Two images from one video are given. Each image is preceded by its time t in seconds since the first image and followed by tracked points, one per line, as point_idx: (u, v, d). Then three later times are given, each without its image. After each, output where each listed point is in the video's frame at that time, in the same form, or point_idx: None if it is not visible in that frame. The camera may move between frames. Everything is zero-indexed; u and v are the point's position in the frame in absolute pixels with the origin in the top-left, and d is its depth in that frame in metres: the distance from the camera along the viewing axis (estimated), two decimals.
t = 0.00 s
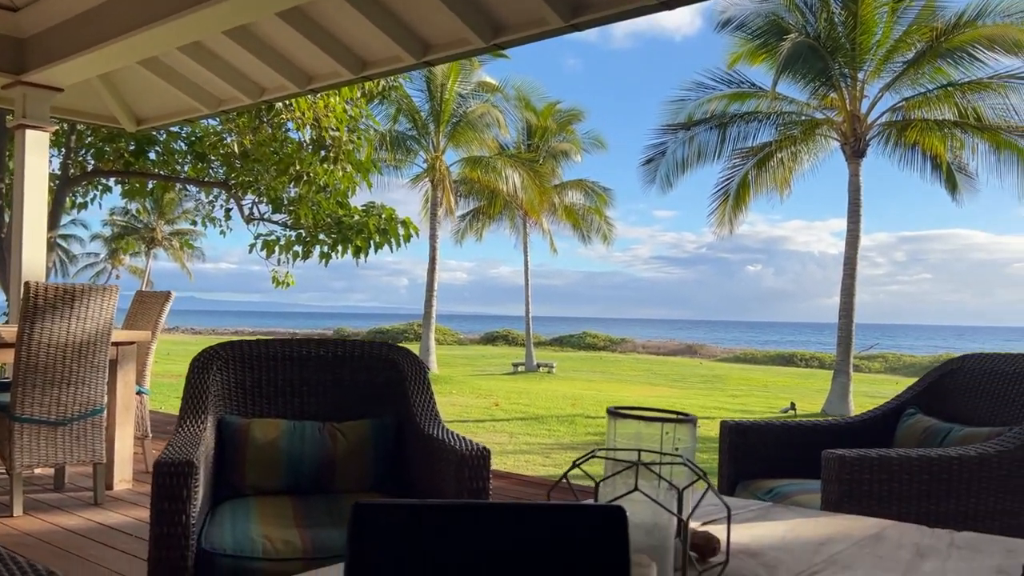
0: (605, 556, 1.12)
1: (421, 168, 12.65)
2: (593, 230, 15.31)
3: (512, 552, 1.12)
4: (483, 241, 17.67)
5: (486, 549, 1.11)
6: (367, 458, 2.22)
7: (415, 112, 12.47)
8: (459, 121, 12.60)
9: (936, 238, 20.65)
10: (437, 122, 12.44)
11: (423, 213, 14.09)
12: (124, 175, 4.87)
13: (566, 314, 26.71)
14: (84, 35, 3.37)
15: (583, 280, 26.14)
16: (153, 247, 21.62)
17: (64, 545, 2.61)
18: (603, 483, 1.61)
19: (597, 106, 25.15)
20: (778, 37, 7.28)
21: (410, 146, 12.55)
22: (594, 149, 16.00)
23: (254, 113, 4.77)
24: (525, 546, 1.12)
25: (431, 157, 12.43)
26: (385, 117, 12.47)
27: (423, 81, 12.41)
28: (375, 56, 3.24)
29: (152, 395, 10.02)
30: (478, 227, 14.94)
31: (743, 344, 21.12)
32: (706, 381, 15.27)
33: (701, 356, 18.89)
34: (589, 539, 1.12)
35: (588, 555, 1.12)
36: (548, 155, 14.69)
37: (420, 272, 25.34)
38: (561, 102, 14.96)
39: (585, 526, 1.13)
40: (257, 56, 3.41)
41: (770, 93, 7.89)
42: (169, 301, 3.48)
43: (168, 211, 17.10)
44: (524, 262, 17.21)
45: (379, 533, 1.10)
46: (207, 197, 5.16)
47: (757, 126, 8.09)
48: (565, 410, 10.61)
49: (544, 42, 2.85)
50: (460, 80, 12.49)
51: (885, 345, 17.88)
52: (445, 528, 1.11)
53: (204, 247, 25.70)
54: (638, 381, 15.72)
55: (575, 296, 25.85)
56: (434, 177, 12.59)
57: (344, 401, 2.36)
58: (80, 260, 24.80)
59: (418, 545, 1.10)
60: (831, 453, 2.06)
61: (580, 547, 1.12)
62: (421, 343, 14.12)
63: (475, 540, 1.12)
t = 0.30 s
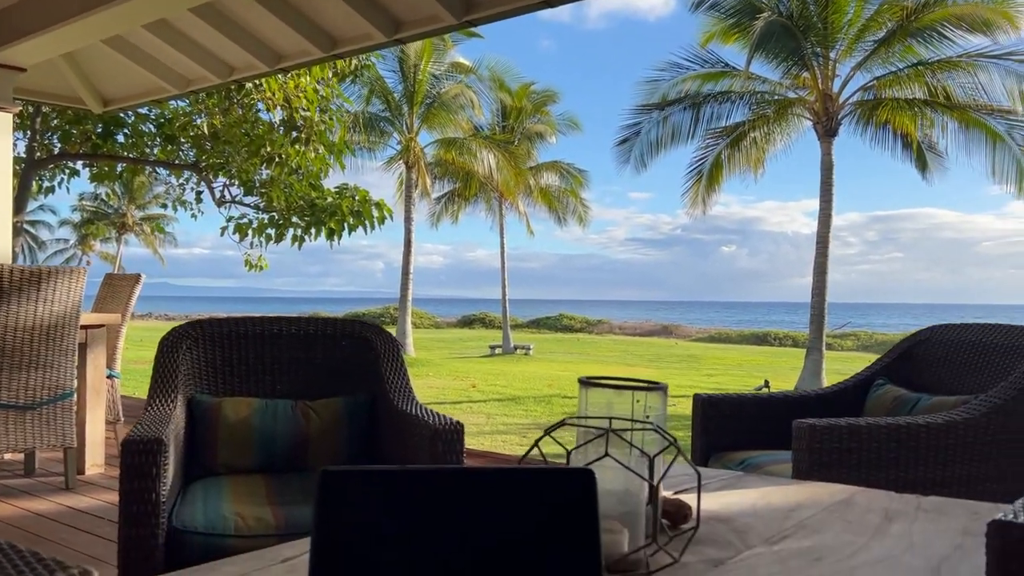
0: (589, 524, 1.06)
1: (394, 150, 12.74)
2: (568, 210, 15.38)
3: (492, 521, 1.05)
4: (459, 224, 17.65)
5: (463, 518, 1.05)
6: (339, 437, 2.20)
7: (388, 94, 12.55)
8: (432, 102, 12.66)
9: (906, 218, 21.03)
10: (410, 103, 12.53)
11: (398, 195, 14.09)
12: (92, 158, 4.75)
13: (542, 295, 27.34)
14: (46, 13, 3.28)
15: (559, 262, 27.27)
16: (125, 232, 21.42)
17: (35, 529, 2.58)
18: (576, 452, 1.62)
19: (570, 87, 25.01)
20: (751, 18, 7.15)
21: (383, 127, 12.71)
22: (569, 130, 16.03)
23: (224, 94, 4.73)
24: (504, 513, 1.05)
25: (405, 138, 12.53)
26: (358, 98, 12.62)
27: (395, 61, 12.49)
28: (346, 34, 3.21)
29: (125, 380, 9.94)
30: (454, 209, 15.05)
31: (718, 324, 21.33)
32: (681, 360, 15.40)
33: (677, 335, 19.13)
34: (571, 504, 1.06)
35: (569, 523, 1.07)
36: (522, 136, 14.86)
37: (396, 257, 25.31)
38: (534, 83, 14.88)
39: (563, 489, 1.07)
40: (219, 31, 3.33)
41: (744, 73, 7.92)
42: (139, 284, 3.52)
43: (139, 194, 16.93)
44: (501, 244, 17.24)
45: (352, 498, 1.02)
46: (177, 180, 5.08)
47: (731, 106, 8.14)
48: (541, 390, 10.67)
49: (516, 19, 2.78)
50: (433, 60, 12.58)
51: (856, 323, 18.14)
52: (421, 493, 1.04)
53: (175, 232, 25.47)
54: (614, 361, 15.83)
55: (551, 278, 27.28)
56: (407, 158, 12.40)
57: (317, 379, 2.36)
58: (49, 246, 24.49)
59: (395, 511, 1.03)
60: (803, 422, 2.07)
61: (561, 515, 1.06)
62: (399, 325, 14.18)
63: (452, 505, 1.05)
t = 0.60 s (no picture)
0: (546, 469, 1.17)
1: (370, 130, 12.87)
2: (545, 190, 15.52)
3: (459, 480, 1.16)
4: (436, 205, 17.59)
5: (430, 477, 1.15)
6: (313, 410, 2.25)
7: (361, 73, 12.62)
8: (406, 82, 12.77)
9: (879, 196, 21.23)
10: (384, 83, 12.63)
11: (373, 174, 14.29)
12: (59, 140, 4.58)
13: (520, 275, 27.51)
14: None
15: (537, 243, 27.42)
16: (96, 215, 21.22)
17: (8, 511, 2.56)
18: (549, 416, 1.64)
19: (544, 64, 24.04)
20: None
21: (357, 107, 12.64)
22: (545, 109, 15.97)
23: (194, 72, 4.61)
24: (466, 467, 1.16)
25: (380, 119, 12.69)
26: (332, 77, 12.57)
27: (369, 40, 12.54)
28: (319, 10, 3.15)
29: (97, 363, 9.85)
30: (430, 190, 15.63)
31: (695, 303, 21.48)
32: (658, 337, 15.48)
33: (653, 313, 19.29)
34: (529, 455, 1.17)
35: (530, 473, 1.17)
36: (498, 116, 15.06)
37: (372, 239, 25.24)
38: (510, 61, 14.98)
39: (522, 451, 1.18)
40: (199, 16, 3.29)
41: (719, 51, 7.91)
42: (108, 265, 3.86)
43: (111, 177, 16.75)
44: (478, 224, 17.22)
45: (330, 464, 1.13)
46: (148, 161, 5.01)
47: (706, 84, 8.14)
48: (519, 368, 10.70)
49: None
50: (407, 39, 12.68)
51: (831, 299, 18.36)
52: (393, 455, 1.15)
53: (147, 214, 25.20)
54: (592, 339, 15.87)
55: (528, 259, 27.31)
56: (382, 139, 12.79)
57: (292, 352, 2.45)
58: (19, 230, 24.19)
59: (373, 478, 1.14)
60: (777, 391, 2.31)
61: (522, 466, 1.17)
62: (375, 307, 14.22)
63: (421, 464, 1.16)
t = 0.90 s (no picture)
0: (522, 435, 1.17)
1: (345, 109, 12.82)
2: (524, 170, 15.58)
3: (442, 451, 1.15)
4: (413, 185, 17.52)
5: (412, 446, 1.14)
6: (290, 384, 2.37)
7: (337, 52, 12.57)
8: (383, 60, 12.71)
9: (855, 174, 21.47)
10: (360, 62, 12.53)
11: (350, 157, 14.19)
12: (29, 121, 4.42)
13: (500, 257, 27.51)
14: None
15: (517, 224, 27.90)
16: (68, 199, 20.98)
17: None
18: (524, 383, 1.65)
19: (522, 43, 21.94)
20: None
21: (332, 87, 12.62)
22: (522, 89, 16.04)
23: (165, 51, 4.56)
24: (447, 433, 1.16)
25: (356, 97, 12.66)
26: (306, 56, 12.51)
27: (343, 19, 12.46)
28: None
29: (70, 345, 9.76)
30: (408, 170, 15.78)
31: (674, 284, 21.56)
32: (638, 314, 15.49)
33: (632, 291, 19.47)
34: (506, 419, 1.18)
35: (508, 439, 1.17)
36: (477, 95, 15.07)
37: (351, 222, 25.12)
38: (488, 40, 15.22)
39: (500, 417, 1.18)
40: None
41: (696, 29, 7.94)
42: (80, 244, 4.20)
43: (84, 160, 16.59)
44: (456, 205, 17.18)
45: (308, 427, 1.12)
46: (120, 142, 4.94)
47: (683, 62, 8.12)
48: (499, 348, 10.70)
49: None
50: (382, 17, 12.47)
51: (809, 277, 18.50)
52: (371, 419, 1.15)
53: (120, 197, 24.90)
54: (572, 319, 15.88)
55: (509, 240, 27.91)
56: (359, 118, 12.83)
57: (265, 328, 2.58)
58: None
59: (350, 447, 1.13)
60: (751, 358, 2.46)
61: (501, 431, 1.17)
62: (354, 287, 14.26)
63: (399, 427, 1.15)
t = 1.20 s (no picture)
0: (501, 398, 1.18)
1: (325, 90, 12.80)
2: (506, 151, 15.72)
3: (421, 417, 1.15)
4: (394, 167, 17.47)
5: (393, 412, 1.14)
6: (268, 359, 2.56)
7: (315, 32, 12.57)
8: (362, 41, 12.70)
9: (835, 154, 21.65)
10: (339, 42, 12.54)
11: (328, 138, 14.16)
12: None
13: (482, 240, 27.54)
14: None
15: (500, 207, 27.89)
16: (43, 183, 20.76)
17: None
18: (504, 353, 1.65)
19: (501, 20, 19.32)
20: None
21: (311, 68, 12.62)
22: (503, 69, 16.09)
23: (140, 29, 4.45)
24: (428, 400, 1.16)
25: (335, 78, 12.64)
26: (284, 36, 12.51)
27: None
28: None
29: (48, 327, 9.73)
30: (388, 153, 16.01)
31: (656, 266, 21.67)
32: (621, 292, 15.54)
33: (615, 271, 19.63)
34: (482, 382, 1.18)
35: (488, 404, 1.17)
36: (457, 75, 15.13)
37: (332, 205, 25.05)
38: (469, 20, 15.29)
39: (481, 382, 1.18)
40: None
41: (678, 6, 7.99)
42: (56, 228, 4.47)
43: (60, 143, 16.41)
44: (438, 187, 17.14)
45: (288, 394, 1.11)
46: (96, 123, 4.88)
47: (664, 42, 8.16)
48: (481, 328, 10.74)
49: None
50: None
51: (790, 256, 18.64)
52: (350, 385, 1.14)
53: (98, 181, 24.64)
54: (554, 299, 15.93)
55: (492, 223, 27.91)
56: (337, 99, 12.76)
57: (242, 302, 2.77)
58: None
59: (330, 413, 1.12)
60: (731, 330, 2.70)
61: (480, 396, 1.17)
62: (335, 269, 14.28)
63: (377, 393, 1.14)
